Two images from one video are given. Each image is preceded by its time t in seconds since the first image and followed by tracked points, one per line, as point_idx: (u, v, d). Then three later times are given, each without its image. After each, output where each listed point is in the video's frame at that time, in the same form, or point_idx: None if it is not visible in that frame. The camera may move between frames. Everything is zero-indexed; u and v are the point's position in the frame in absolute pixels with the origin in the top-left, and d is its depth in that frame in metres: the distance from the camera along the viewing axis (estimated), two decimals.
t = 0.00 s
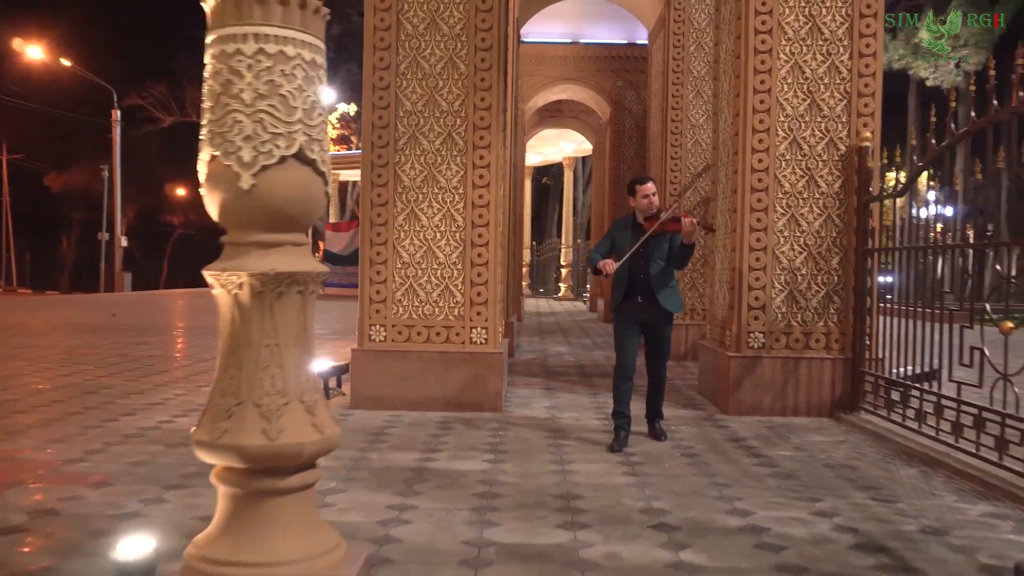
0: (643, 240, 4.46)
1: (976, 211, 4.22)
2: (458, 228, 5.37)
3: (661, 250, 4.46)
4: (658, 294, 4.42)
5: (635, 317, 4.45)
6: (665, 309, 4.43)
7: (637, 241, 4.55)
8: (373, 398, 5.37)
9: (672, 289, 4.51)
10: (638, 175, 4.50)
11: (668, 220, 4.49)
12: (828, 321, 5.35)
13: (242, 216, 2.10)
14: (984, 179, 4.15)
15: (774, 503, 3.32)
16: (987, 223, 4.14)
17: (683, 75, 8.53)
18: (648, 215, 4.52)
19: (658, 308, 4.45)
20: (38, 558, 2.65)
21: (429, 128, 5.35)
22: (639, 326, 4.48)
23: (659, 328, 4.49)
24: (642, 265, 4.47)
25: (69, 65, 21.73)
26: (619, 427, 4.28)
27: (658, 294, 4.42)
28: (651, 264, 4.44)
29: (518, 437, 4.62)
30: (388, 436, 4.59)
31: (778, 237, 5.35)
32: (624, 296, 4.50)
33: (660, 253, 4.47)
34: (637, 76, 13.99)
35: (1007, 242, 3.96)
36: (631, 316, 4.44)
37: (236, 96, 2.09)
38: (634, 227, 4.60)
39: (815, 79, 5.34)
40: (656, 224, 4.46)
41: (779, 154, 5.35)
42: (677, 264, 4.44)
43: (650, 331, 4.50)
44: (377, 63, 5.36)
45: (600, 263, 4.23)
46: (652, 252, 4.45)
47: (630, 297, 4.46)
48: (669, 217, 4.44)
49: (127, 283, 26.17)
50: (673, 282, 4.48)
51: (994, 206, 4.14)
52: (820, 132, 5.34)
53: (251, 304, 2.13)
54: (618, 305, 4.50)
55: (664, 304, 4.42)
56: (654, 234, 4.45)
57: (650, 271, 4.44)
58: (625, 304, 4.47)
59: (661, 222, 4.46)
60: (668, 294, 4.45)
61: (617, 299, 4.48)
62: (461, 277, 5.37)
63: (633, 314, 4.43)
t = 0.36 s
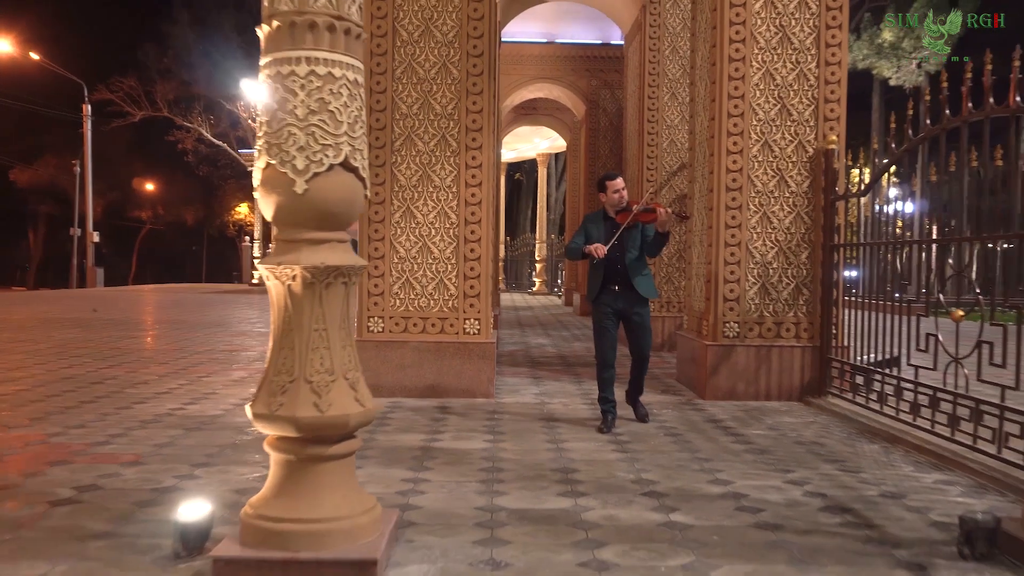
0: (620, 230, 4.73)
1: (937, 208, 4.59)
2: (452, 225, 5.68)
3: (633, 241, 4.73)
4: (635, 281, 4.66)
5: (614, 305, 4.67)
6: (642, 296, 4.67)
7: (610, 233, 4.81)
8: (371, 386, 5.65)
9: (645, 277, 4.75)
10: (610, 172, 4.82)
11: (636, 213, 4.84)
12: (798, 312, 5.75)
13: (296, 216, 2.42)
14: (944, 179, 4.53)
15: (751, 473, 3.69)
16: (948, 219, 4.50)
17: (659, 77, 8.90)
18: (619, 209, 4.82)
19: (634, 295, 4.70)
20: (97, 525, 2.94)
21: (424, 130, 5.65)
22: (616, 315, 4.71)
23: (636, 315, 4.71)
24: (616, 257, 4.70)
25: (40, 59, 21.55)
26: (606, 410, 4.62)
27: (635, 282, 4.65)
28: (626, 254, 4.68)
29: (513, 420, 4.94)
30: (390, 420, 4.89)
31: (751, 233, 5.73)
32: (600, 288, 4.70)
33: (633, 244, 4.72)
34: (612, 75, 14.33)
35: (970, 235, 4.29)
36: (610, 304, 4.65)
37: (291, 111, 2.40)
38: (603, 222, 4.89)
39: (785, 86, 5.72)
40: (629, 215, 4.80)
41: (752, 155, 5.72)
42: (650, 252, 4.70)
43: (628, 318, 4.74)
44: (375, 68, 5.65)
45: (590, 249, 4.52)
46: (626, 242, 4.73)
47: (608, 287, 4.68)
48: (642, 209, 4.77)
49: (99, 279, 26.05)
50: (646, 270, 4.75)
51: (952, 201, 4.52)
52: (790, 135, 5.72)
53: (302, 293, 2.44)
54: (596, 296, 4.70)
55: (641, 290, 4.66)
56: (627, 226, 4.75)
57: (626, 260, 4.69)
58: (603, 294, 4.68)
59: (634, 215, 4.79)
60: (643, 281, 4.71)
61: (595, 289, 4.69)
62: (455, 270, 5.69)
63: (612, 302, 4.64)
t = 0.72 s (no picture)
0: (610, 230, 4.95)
1: (920, 200, 4.89)
2: (455, 223, 5.99)
3: (623, 238, 4.95)
4: (625, 276, 4.91)
5: (608, 300, 4.94)
6: (634, 290, 4.92)
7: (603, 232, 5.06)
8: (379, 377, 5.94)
9: (636, 272, 4.99)
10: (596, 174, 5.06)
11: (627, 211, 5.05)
12: (781, 304, 6.09)
13: (336, 221, 2.73)
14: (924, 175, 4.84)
15: (739, 452, 4.02)
16: (930, 213, 4.80)
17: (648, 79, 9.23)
18: (608, 209, 5.05)
19: (626, 290, 4.95)
20: (148, 500, 3.24)
21: (428, 134, 5.95)
22: (611, 309, 4.96)
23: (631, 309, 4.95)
24: (608, 254, 4.94)
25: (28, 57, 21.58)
26: (603, 398, 4.93)
27: (625, 277, 4.90)
28: (617, 251, 4.92)
29: (515, 408, 5.25)
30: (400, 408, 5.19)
31: (737, 231, 6.06)
32: (593, 283, 4.98)
33: (623, 241, 4.95)
34: (600, 75, 14.65)
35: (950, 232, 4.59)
36: (603, 299, 4.92)
37: (333, 127, 2.70)
38: (596, 220, 5.12)
39: (769, 91, 6.06)
40: (618, 214, 5.01)
41: (738, 157, 6.06)
42: (640, 248, 4.94)
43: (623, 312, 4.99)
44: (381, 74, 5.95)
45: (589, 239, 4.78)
46: (616, 239, 4.95)
47: (601, 284, 4.95)
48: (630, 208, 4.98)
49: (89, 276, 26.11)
50: (637, 264, 4.98)
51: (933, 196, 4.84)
52: (773, 137, 6.06)
53: (343, 288, 2.74)
54: (590, 290, 4.99)
55: (632, 285, 4.91)
56: (617, 225, 4.96)
57: (616, 256, 4.92)
58: (596, 288, 4.95)
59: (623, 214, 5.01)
60: (634, 276, 4.95)
61: (588, 285, 4.97)
62: (458, 267, 5.99)
63: (606, 298, 4.92)
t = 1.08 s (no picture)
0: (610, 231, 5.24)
1: (905, 198, 5.15)
2: (460, 224, 6.32)
3: (622, 239, 5.23)
4: (624, 276, 5.20)
5: (607, 296, 5.25)
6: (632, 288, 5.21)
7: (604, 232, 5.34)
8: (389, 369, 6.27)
9: (635, 272, 5.28)
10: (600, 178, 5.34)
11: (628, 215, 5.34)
12: (768, 300, 6.45)
13: (373, 227, 3.06)
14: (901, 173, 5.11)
15: (729, 435, 4.38)
16: (915, 211, 5.07)
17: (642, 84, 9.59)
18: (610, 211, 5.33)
19: (625, 288, 5.25)
20: (195, 478, 3.57)
21: (435, 139, 6.28)
22: (611, 305, 5.27)
23: (629, 306, 5.25)
24: (608, 253, 5.24)
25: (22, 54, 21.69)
26: (603, 388, 5.27)
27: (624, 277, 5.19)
28: (616, 252, 5.21)
29: (519, 398, 5.59)
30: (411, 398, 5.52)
31: (727, 230, 6.42)
32: (593, 279, 5.29)
33: (623, 242, 5.23)
34: (592, 76, 14.98)
35: (936, 232, 4.85)
36: (603, 296, 5.24)
37: (370, 143, 3.03)
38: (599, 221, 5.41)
39: (757, 99, 6.41)
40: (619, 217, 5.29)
41: (728, 161, 6.41)
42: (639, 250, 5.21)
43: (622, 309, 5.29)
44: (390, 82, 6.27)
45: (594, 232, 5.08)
46: (616, 241, 5.23)
47: (600, 281, 5.26)
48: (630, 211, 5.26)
49: (83, 272, 26.26)
50: (635, 264, 5.26)
51: (917, 192, 5.08)
52: (761, 143, 6.42)
53: (378, 286, 3.08)
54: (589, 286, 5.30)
55: (630, 284, 5.20)
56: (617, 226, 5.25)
57: (615, 257, 5.21)
58: (596, 285, 5.27)
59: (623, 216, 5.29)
60: (633, 275, 5.23)
61: (588, 281, 5.29)
62: (463, 265, 6.33)
63: (604, 295, 5.23)
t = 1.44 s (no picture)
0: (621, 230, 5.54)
1: (897, 196, 5.42)
2: (469, 223, 6.67)
3: (632, 239, 5.53)
4: (632, 274, 5.50)
5: (615, 292, 5.57)
6: (639, 287, 5.50)
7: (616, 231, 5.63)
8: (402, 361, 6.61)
9: (643, 270, 5.57)
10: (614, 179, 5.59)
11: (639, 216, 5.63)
12: (761, 296, 6.81)
13: (405, 229, 3.38)
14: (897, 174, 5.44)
15: (724, 421, 4.73)
16: (906, 209, 5.32)
17: (639, 88, 9.95)
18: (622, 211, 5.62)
19: (632, 286, 5.55)
20: (236, 459, 3.89)
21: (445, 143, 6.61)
22: (619, 301, 5.58)
23: (636, 303, 5.54)
24: (617, 252, 5.56)
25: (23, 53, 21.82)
26: (607, 379, 5.60)
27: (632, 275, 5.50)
28: (625, 251, 5.52)
29: (526, 388, 5.93)
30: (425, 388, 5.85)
31: (722, 230, 6.77)
32: (603, 276, 5.62)
33: (632, 242, 5.52)
34: (589, 77, 15.29)
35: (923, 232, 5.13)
36: (611, 292, 5.56)
37: (403, 154, 3.35)
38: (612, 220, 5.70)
39: (750, 105, 6.76)
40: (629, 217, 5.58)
41: (723, 164, 6.76)
42: (648, 250, 5.50)
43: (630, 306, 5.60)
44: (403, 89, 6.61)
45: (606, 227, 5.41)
46: (625, 241, 5.53)
47: (610, 278, 5.58)
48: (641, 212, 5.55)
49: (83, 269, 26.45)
50: (643, 264, 5.56)
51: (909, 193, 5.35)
52: (754, 147, 6.77)
53: (410, 282, 3.41)
54: (600, 282, 5.63)
55: (637, 282, 5.50)
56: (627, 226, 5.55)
57: (625, 256, 5.52)
58: (605, 282, 5.60)
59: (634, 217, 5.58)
60: (640, 275, 5.53)
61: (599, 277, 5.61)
62: (472, 262, 6.68)
63: (613, 291, 5.55)
